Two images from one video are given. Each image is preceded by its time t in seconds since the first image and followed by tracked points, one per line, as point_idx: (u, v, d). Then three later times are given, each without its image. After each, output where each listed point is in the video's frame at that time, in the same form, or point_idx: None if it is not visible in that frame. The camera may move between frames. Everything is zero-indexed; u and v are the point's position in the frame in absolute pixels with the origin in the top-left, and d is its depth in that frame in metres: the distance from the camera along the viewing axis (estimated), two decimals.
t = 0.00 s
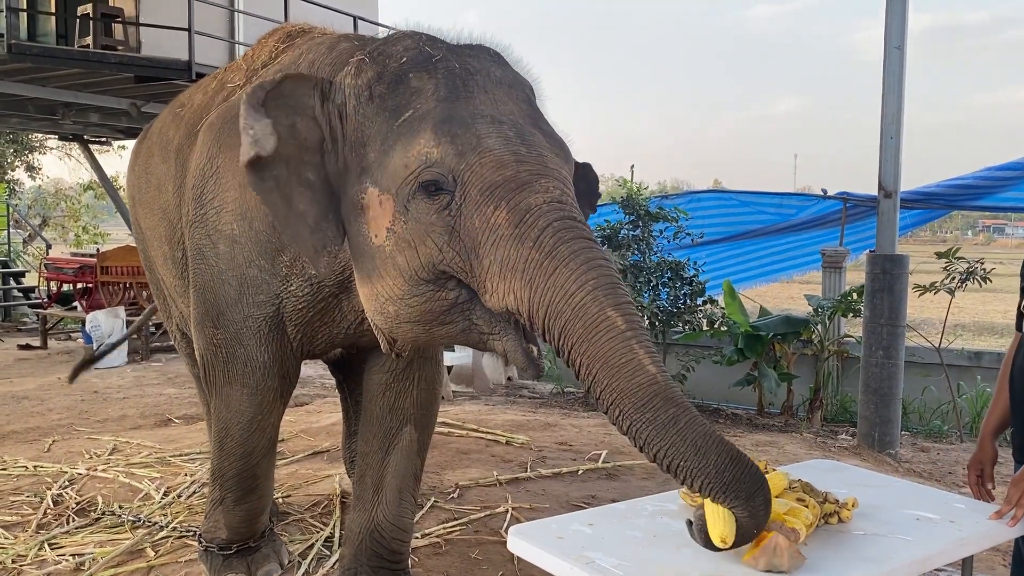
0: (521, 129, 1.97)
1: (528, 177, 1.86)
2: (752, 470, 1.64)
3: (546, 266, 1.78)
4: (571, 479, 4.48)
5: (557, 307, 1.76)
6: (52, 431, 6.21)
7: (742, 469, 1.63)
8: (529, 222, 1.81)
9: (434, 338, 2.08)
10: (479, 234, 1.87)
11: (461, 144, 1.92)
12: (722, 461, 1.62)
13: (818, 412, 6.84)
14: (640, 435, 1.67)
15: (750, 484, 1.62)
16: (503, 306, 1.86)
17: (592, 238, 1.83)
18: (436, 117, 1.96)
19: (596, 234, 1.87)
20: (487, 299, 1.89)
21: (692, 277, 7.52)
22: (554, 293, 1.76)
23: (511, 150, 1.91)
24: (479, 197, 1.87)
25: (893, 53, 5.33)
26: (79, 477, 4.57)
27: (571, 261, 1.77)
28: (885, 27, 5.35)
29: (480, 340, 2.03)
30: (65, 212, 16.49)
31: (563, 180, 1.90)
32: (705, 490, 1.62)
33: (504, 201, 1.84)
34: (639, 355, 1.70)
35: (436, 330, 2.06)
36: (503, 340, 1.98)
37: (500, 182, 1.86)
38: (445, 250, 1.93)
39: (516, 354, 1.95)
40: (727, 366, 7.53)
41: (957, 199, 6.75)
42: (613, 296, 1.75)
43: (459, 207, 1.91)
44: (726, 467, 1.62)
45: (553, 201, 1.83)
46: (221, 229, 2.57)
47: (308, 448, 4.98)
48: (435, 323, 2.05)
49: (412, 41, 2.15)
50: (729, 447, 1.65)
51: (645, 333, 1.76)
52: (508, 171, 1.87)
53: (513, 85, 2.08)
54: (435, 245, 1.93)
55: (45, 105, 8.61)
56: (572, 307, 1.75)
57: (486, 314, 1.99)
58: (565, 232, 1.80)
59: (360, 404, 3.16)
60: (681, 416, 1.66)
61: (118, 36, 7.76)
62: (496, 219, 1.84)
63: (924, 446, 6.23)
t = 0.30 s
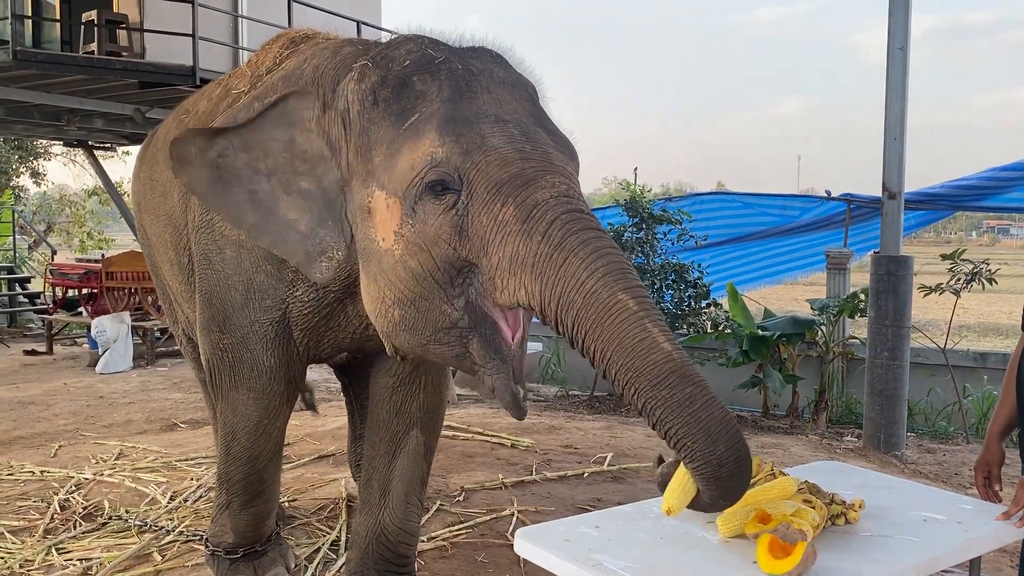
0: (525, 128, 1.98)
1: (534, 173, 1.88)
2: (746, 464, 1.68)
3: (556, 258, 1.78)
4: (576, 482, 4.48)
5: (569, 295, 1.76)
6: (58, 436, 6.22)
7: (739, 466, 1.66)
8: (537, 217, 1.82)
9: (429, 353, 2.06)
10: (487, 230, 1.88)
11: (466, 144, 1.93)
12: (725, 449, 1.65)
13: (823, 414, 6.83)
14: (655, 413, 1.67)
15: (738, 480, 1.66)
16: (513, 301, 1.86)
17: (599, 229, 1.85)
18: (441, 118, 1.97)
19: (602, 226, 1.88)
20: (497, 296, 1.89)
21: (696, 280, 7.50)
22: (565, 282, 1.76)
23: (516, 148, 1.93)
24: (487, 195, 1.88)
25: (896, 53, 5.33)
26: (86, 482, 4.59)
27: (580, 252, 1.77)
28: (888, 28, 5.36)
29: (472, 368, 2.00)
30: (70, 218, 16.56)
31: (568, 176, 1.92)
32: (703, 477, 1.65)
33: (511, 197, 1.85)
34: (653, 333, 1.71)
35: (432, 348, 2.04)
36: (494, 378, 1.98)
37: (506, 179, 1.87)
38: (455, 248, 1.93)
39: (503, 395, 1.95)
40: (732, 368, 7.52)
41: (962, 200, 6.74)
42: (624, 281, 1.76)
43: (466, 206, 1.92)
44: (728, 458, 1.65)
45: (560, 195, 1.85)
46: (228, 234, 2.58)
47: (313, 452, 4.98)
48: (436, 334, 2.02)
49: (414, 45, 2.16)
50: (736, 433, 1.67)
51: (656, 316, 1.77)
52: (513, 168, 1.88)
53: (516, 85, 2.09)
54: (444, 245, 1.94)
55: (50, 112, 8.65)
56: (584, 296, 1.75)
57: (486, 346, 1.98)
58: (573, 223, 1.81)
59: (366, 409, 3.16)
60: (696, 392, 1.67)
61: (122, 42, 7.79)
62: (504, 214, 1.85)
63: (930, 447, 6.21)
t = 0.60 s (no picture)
0: (529, 135, 1.99)
1: (538, 183, 1.88)
2: (767, 460, 1.64)
3: (559, 268, 1.78)
4: (584, 486, 4.47)
5: (572, 305, 1.76)
6: (66, 442, 6.25)
7: (757, 465, 1.63)
8: (540, 227, 1.82)
9: (441, 350, 2.07)
10: (491, 239, 1.88)
11: (470, 153, 1.94)
12: (737, 450, 1.62)
13: (831, 417, 6.81)
14: (658, 419, 1.67)
15: (761, 478, 1.63)
16: (518, 312, 1.86)
17: (603, 237, 1.85)
18: (444, 127, 1.97)
19: (606, 233, 1.88)
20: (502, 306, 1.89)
21: (703, 283, 7.49)
22: (568, 292, 1.77)
23: (520, 156, 1.93)
24: (490, 205, 1.88)
25: (902, 56, 5.32)
26: (95, 487, 4.60)
27: (583, 261, 1.77)
28: (893, 30, 5.35)
29: (483, 359, 2.02)
30: (77, 224, 16.62)
31: (573, 184, 1.92)
32: (718, 478, 1.63)
33: (514, 207, 1.85)
34: (655, 340, 1.70)
35: (440, 347, 2.05)
36: (503, 362, 1.97)
37: (509, 188, 1.87)
38: (461, 257, 1.94)
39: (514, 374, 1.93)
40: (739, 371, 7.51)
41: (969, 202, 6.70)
42: (627, 289, 1.76)
43: (470, 216, 1.92)
44: (739, 457, 1.62)
45: (563, 204, 1.85)
46: (235, 241, 2.59)
47: (321, 457, 4.99)
48: (442, 337, 2.03)
49: (418, 52, 2.16)
50: (746, 435, 1.64)
51: (662, 321, 1.77)
52: (517, 177, 1.88)
53: (520, 91, 2.09)
54: (449, 254, 1.94)
55: (57, 119, 8.69)
56: (587, 305, 1.75)
57: (492, 333, 2.00)
58: (576, 233, 1.81)
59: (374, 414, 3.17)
60: (699, 398, 1.66)
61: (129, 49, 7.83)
62: (507, 225, 1.85)
63: (938, 450, 6.18)
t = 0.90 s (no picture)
0: (534, 142, 1.98)
1: (542, 190, 1.88)
2: (771, 465, 1.65)
3: (560, 276, 1.79)
4: (591, 489, 4.47)
5: (572, 313, 1.76)
6: (74, 446, 6.27)
7: (761, 470, 1.63)
8: (543, 234, 1.82)
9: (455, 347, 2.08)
10: (494, 246, 1.88)
11: (474, 159, 1.93)
12: (740, 457, 1.62)
13: (839, 419, 6.79)
14: (657, 427, 1.67)
15: (766, 484, 1.63)
16: (520, 319, 1.87)
17: (605, 246, 1.84)
18: (450, 132, 1.98)
19: (609, 242, 1.88)
20: (505, 312, 1.90)
21: (710, 285, 7.48)
22: (568, 301, 1.77)
23: (525, 163, 1.93)
24: (494, 212, 1.88)
25: (909, 57, 5.31)
26: (103, 491, 4.62)
27: (584, 269, 1.78)
28: (899, 31, 5.34)
29: (498, 345, 2.03)
30: (85, 229, 16.70)
31: (577, 192, 1.92)
32: (722, 487, 1.62)
33: (518, 215, 1.85)
34: (655, 351, 1.70)
35: (455, 343, 2.07)
36: (520, 345, 1.95)
37: (512, 196, 1.87)
38: (459, 264, 1.94)
39: (531, 360, 1.93)
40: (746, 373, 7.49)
41: (977, 203, 6.68)
42: (628, 298, 1.76)
43: (473, 222, 1.92)
44: (742, 463, 1.62)
45: (566, 213, 1.85)
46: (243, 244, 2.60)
47: (328, 460, 4.99)
48: (452, 334, 2.05)
49: (425, 56, 2.17)
50: (748, 442, 1.65)
51: (661, 332, 1.77)
52: (521, 184, 1.88)
53: (526, 97, 2.09)
54: (451, 259, 1.95)
55: (65, 124, 8.73)
56: (587, 313, 1.75)
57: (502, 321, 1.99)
58: (578, 241, 1.81)
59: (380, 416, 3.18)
60: (700, 408, 1.66)
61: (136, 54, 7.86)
62: (510, 233, 1.85)
63: (947, 452, 6.16)
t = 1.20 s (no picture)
0: (539, 141, 1.99)
1: (546, 190, 1.88)
2: (759, 474, 1.62)
3: (563, 275, 1.79)
4: (598, 491, 4.47)
5: (573, 313, 1.77)
6: (83, 448, 6.30)
7: (748, 479, 1.60)
8: (547, 234, 1.82)
9: (458, 350, 2.09)
10: (499, 245, 1.89)
11: (478, 159, 1.94)
12: (725, 464, 1.61)
13: (846, 421, 6.77)
14: (648, 429, 1.67)
15: (752, 493, 1.60)
16: (524, 319, 1.87)
17: (611, 246, 1.84)
18: (454, 133, 1.98)
19: (615, 242, 1.87)
20: (509, 312, 1.90)
21: (717, 287, 7.47)
22: (570, 300, 1.78)
23: (529, 162, 1.93)
24: (498, 211, 1.88)
25: (915, 58, 5.31)
26: (112, 493, 4.64)
27: (587, 269, 1.78)
28: (906, 32, 5.34)
29: (504, 349, 2.05)
30: (93, 232, 16.79)
31: (581, 191, 1.92)
32: (707, 493, 1.61)
33: (522, 214, 1.86)
34: (653, 352, 1.71)
35: (459, 343, 2.08)
36: (527, 347, 1.99)
37: (517, 196, 1.87)
38: (463, 264, 1.95)
39: (539, 354, 1.95)
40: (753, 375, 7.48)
41: (984, 204, 6.67)
42: (630, 299, 1.76)
43: (478, 222, 1.92)
44: (730, 470, 1.61)
45: (571, 212, 1.85)
46: (251, 246, 2.61)
47: (336, 462, 5.01)
48: (458, 336, 2.06)
49: (430, 57, 2.18)
50: (737, 449, 1.63)
51: (663, 335, 1.77)
52: (525, 184, 1.88)
53: (531, 96, 2.10)
54: (456, 259, 1.95)
55: (73, 127, 8.78)
56: (588, 313, 1.76)
57: (506, 325, 2.01)
58: (581, 241, 1.81)
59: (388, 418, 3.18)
60: (691, 413, 1.66)
61: (144, 58, 7.90)
62: (514, 232, 1.86)
63: (955, 453, 6.14)
